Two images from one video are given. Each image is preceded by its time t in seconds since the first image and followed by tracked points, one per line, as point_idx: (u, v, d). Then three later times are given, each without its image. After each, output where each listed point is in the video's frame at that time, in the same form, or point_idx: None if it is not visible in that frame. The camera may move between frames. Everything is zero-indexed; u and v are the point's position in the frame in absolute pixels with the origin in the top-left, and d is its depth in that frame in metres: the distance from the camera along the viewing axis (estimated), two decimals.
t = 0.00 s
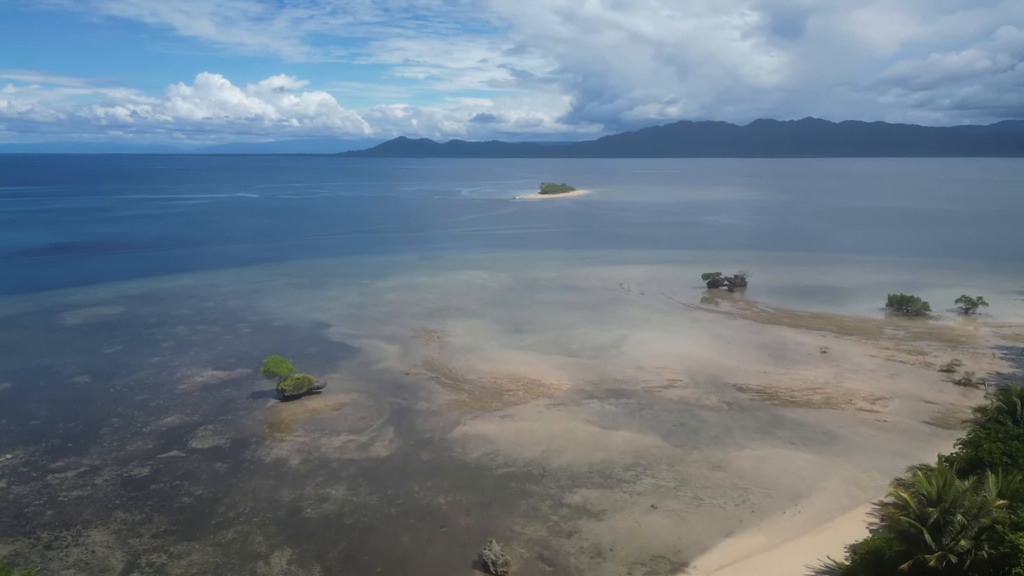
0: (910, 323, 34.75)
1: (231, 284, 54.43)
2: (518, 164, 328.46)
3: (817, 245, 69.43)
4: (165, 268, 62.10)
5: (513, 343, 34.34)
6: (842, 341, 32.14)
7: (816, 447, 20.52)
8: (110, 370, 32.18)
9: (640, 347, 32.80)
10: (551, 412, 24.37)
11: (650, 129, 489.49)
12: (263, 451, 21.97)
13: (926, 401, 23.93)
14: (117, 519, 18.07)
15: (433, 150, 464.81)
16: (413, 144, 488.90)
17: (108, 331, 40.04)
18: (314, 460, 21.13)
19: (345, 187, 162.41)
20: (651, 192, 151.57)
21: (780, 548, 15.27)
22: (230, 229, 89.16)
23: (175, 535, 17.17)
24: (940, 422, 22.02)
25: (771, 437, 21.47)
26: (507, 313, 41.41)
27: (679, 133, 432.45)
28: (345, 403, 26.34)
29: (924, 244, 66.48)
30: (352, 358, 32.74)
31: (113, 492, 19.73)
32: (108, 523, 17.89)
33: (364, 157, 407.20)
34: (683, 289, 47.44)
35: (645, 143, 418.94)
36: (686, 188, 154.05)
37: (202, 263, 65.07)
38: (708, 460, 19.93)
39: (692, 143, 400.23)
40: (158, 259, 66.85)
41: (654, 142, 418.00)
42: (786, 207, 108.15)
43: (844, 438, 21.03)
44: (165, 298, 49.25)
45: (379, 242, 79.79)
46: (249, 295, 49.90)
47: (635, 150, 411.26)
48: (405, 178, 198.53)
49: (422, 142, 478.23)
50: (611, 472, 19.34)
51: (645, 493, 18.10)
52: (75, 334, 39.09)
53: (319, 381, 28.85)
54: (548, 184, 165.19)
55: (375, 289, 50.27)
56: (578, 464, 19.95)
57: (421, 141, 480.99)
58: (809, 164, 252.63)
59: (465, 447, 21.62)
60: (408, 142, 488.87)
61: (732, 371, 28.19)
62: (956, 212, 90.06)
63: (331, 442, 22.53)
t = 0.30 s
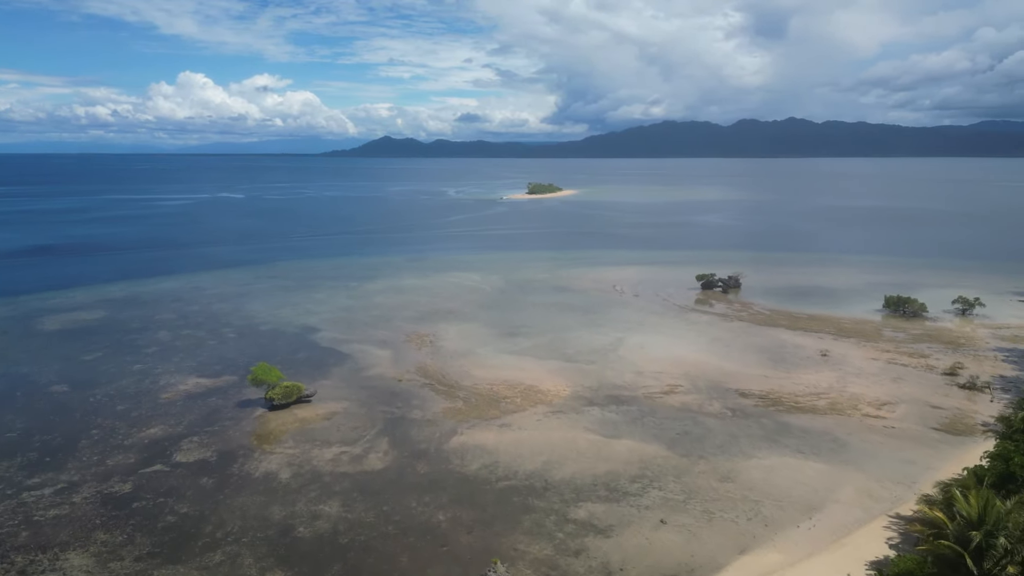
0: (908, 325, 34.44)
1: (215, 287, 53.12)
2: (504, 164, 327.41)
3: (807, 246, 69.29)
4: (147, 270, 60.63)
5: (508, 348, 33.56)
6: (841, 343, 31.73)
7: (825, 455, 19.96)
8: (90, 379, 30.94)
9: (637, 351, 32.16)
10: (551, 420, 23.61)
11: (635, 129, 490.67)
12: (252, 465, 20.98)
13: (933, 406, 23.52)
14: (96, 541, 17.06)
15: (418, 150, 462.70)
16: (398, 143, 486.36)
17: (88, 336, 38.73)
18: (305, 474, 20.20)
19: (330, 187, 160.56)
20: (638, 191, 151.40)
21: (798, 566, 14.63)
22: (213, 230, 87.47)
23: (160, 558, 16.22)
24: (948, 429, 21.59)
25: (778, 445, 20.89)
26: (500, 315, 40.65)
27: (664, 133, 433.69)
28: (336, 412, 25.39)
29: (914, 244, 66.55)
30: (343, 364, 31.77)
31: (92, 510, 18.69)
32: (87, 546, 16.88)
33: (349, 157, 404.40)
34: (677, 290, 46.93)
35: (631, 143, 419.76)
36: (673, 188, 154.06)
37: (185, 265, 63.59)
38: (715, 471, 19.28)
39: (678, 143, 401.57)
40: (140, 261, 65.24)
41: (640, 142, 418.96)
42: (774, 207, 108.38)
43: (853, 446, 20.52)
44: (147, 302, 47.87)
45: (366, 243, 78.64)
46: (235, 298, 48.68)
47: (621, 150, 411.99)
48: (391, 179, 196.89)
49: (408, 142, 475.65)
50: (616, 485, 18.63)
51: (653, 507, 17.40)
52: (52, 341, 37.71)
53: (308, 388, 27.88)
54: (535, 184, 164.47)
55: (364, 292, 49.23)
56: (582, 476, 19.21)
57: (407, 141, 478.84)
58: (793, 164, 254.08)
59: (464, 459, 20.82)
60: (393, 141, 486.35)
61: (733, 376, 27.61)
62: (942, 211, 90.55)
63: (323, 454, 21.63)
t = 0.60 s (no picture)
0: (909, 327, 34.03)
1: (201, 290, 51.83)
2: (492, 165, 326.19)
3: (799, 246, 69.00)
4: (130, 273, 59.16)
5: (504, 353, 32.76)
6: (843, 346, 31.25)
7: (838, 465, 19.37)
8: (71, 387, 29.76)
9: (636, 356, 31.46)
10: (553, 429, 22.84)
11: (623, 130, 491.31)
12: (241, 480, 20.03)
13: (942, 412, 23.06)
14: (77, 566, 16.09)
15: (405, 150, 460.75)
16: (386, 143, 483.65)
17: (68, 342, 37.44)
18: (298, 490, 19.29)
19: (317, 188, 158.73)
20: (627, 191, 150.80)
21: None
22: (198, 231, 85.84)
23: None
24: (960, 435, 21.12)
25: (788, 454, 20.27)
26: (494, 319, 39.81)
27: (651, 133, 434.40)
28: (329, 422, 24.46)
29: (907, 244, 66.35)
30: (334, 371, 30.81)
31: (72, 531, 17.69)
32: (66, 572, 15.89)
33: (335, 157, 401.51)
34: (672, 292, 46.32)
35: (618, 143, 420.10)
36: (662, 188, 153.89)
37: (170, 267, 62.17)
38: (726, 482, 18.61)
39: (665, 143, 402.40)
40: (122, 263, 63.69)
41: (627, 142, 419.42)
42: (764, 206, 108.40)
43: (865, 455, 19.96)
44: (130, 306, 46.55)
45: (355, 244, 77.40)
46: (221, 301, 47.49)
47: (608, 151, 412.41)
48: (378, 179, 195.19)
49: (395, 142, 473.01)
50: (625, 499, 17.88)
51: (663, 522, 16.70)
52: (32, 347, 36.41)
53: (299, 396, 26.91)
54: (524, 184, 163.59)
55: (354, 295, 48.20)
56: (589, 490, 18.44)
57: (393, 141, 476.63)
58: (780, 164, 254.90)
59: (464, 471, 19.99)
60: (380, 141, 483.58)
61: (737, 381, 27.00)
62: (932, 211, 90.73)
63: (316, 467, 20.73)
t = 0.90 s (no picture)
0: (909, 329, 33.66)
1: (187, 293, 50.58)
2: (480, 165, 325.07)
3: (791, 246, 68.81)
4: (112, 276, 57.71)
5: (501, 357, 31.97)
6: (845, 349, 30.80)
7: (851, 474, 18.79)
8: (51, 397, 28.58)
9: (636, 360, 30.82)
10: (555, 438, 22.10)
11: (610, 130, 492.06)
12: (230, 496, 19.07)
13: (951, 417, 22.59)
14: None
15: (392, 150, 458.52)
16: (373, 143, 481.31)
17: (48, 348, 36.17)
18: (291, 506, 18.39)
19: (304, 188, 157.19)
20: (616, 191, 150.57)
21: None
22: (182, 232, 84.22)
23: None
24: (974, 442, 20.62)
25: (799, 463, 19.64)
26: (489, 322, 39.01)
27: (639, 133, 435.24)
28: (322, 432, 23.53)
29: (899, 244, 66.33)
30: (326, 377, 29.87)
31: (51, 554, 16.69)
32: None
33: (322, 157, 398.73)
34: (668, 293, 45.79)
35: (605, 142, 420.52)
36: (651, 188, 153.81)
37: (155, 270, 60.81)
38: (738, 494, 17.93)
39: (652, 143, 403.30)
40: (105, 266, 62.18)
41: (615, 142, 419.99)
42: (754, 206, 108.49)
43: (879, 463, 19.38)
44: (113, 310, 45.26)
45: (344, 246, 76.27)
46: (208, 305, 46.34)
47: (596, 151, 412.76)
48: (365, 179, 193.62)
49: (382, 142, 470.65)
50: (634, 513, 17.16)
51: (676, 538, 15.99)
52: (11, 354, 35.13)
53: (291, 405, 25.95)
54: (513, 184, 162.92)
55: (344, 298, 47.18)
56: (596, 504, 17.69)
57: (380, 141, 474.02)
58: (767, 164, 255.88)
59: (465, 484, 19.18)
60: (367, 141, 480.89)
61: (741, 386, 26.39)
62: (921, 211, 91.03)
63: (310, 481, 19.83)
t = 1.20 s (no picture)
0: (912, 332, 33.25)
1: (173, 297, 49.35)
2: (469, 165, 323.99)
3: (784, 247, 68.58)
4: (96, 278, 56.31)
5: (498, 362, 31.18)
6: (849, 353, 30.31)
7: (867, 485, 18.18)
8: (30, 407, 27.42)
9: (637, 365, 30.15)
10: (559, 448, 21.34)
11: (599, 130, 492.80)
12: (220, 514, 18.13)
13: (964, 424, 22.06)
14: None
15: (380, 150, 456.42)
16: (362, 143, 478.10)
17: (29, 355, 34.93)
18: (285, 524, 17.49)
19: (292, 189, 155.27)
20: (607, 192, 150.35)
21: None
22: (168, 233, 82.72)
23: None
24: (989, 450, 20.11)
25: (813, 473, 19.02)
26: (484, 325, 38.21)
27: (628, 133, 435.98)
28: (316, 443, 22.61)
29: (892, 244, 66.28)
30: (319, 385, 28.93)
31: None
32: None
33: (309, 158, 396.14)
34: (665, 295, 45.23)
35: (594, 143, 420.95)
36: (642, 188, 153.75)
37: (140, 272, 59.45)
38: (752, 508, 17.26)
39: (641, 143, 404.10)
40: (88, 268, 60.69)
41: (603, 142, 420.49)
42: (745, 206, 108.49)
43: (894, 473, 18.79)
44: (97, 314, 43.98)
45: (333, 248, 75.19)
46: (195, 309, 45.19)
47: (584, 151, 413.05)
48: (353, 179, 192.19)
49: (370, 142, 468.43)
50: (646, 530, 16.43)
51: (691, 557, 15.29)
52: None
53: (282, 415, 25.00)
54: (503, 184, 162.23)
55: (335, 301, 46.19)
56: (605, 521, 16.93)
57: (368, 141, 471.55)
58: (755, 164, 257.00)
59: (467, 499, 18.37)
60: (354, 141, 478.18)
61: (747, 392, 25.77)
62: (911, 211, 91.33)
63: (304, 496, 18.94)
